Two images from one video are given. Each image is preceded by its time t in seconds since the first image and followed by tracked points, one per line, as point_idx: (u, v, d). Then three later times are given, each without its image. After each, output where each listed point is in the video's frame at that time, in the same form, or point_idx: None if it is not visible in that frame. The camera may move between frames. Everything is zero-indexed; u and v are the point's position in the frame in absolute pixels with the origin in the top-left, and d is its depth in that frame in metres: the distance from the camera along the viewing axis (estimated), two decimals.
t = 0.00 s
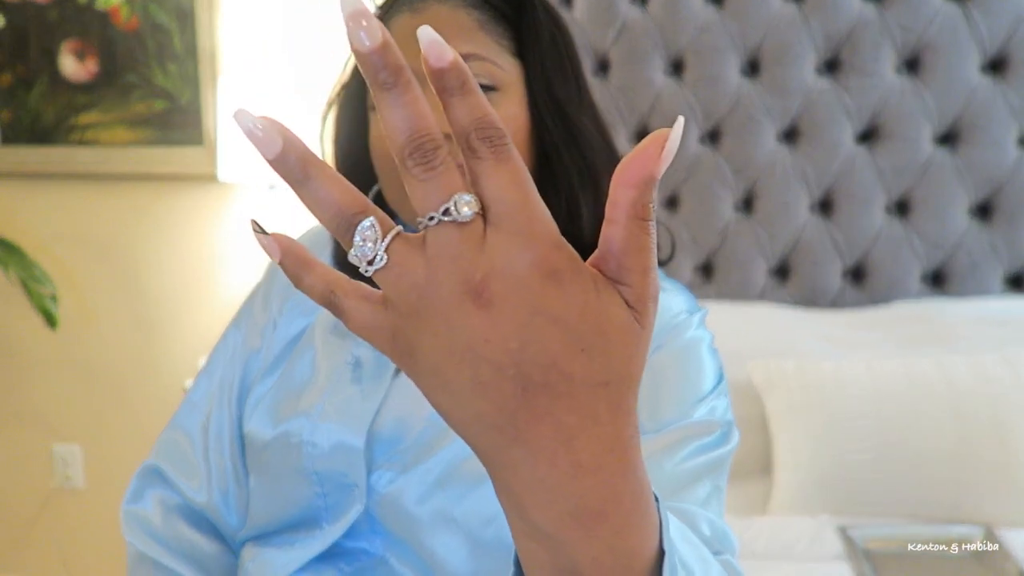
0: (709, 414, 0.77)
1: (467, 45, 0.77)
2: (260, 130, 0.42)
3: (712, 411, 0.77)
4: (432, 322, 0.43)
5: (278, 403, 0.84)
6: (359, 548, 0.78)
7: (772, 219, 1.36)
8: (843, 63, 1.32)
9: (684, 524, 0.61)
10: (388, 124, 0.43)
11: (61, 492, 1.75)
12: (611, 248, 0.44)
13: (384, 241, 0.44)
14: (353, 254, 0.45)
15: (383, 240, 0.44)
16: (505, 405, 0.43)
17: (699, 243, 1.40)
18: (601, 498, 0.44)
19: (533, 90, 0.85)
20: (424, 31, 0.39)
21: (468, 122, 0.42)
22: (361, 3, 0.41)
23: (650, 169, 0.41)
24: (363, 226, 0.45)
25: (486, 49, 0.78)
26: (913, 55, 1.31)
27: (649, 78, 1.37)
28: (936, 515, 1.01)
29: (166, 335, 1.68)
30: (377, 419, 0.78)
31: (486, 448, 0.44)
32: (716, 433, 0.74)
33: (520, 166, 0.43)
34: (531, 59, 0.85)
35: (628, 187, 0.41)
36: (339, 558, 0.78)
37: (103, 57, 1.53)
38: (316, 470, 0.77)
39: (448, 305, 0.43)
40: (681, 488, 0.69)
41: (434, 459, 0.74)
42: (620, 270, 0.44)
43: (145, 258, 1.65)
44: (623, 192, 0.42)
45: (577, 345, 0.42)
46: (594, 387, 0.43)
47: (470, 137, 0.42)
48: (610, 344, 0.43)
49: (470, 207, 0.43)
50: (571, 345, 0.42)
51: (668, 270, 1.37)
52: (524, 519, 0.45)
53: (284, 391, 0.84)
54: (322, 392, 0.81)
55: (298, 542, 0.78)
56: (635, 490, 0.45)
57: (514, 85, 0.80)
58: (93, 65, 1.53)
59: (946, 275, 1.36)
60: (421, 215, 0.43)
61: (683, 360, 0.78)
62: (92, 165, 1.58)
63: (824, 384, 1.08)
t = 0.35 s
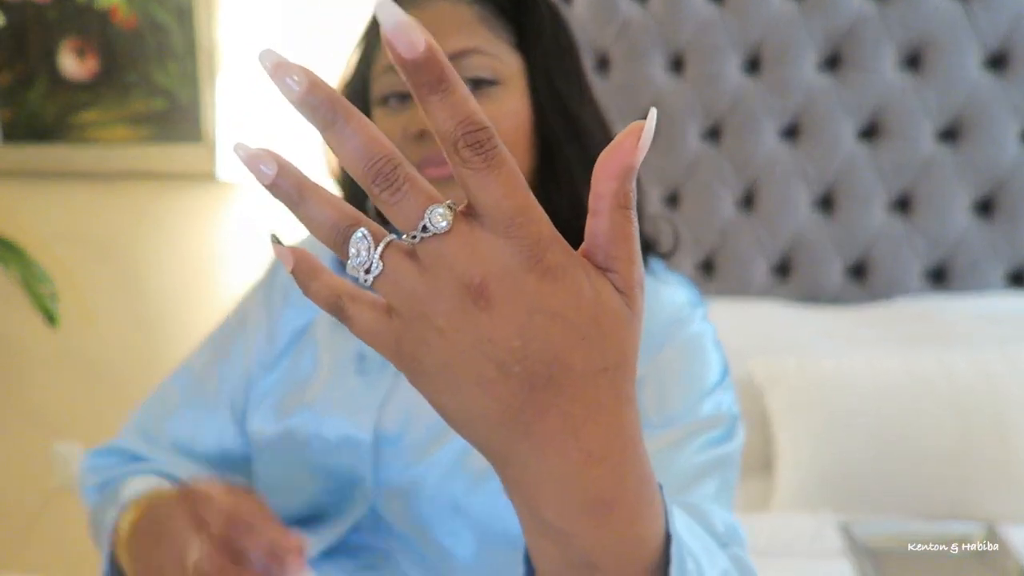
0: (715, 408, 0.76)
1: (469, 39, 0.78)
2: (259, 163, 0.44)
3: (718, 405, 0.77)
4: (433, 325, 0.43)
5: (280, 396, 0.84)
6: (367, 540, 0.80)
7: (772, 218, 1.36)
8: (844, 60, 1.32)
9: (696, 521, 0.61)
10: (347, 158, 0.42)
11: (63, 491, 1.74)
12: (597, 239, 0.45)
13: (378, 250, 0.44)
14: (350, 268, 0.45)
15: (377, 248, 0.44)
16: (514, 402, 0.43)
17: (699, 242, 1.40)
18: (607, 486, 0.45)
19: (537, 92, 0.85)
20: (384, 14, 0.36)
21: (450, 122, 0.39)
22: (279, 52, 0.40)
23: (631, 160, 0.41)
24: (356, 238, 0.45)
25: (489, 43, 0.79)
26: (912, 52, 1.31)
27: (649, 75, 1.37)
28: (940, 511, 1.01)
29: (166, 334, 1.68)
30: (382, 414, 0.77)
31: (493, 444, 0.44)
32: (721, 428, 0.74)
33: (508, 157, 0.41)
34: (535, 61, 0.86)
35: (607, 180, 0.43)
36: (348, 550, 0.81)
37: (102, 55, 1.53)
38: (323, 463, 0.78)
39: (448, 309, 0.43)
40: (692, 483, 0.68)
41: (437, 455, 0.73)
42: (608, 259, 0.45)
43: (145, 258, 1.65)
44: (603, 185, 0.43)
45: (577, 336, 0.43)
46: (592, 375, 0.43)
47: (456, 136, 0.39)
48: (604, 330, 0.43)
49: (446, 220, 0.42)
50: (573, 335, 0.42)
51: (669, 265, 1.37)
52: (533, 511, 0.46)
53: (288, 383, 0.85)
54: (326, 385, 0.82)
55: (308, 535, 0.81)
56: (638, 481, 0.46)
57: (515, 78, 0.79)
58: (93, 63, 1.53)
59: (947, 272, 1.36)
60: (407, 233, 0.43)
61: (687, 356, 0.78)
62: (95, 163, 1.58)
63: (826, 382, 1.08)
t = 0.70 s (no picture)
0: (720, 394, 0.78)
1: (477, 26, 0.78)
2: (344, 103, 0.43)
3: (722, 392, 0.78)
4: (456, 282, 0.43)
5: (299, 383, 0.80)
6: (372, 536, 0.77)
7: (773, 215, 1.36)
8: (844, 57, 1.32)
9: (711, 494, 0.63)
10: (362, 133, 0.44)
11: (62, 486, 1.74)
12: (614, 194, 0.45)
13: (400, 220, 0.44)
14: (375, 241, 0.45)
15: (398, 219, 0.44)
16: (545, 361, 0.42)
17: (699, 238, 1.40)
18: (634, 447, 0.46)
19: (547, 83, 0.85)
20: None
21: (472, 75, 0.41)
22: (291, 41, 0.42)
23: (641, 112, 0.42)
24: (376, 210, 0.45)
25: (497, 33, 0.79)
26: (912, 49, 1.31)
27: (648, 71, 1.37)
28: (938, 506, 1.02)
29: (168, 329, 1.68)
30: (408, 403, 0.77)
31: (524, 404, 0.44)
32: (728, 412, 0.75)
33: (528, 109, 0.42)
34: (543, 49, 0.84)
35: (624, 131, 0.43)
36: (347, 546, 0.76)
37: (102, 51, 1.53)
38: (344, 453, 0.75)
39: (476, 266, 0.42)
40: (704, 459, 0.69)
41: (456, 439, 0.74)
42: (625, 212, 0.45)
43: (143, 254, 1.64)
44: (619, 138, 0.43)
45: (603, 289, 0.42)
46: (615, 327, 0.43)
47: (477, 91, 0.41)
48: (632, 285, 0.43)
49: (466, 175, 0.43)
50: (598, 288, 0.42)
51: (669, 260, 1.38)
52: (561, 471, 0.47)
53: (310, 368, 0.81)
54: (350, 372, 0.79)
55: (312, 527, 0.75)
56: (661, 439, 0.46)
57: (523, 68, 0.80)
58: (93, 59, 1.53)
59: (946, 270, 1.36)
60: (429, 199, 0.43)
61: (691, 345, 0.79)
62: (92, 158, 1.55)
63: (825, 378, 1.07)
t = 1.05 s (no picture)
0: (728, 397, 0.79)
1: (482, 25, 0.75)
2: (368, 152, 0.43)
3: (730, 394, 0.79)
4: (454, 313, 0.41)
5: (312, 381, 0.79)
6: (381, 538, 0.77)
7: (772, 213, 1.36)
8: (843, 54, 1.32)
9: (718, 499, 0.63)
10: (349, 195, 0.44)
11: (62, 483, 1.74)
12: (592, 205, 0.46)
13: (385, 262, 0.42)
14: (365, 289, 0.42)
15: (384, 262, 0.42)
16: (549, 375, 0.42)
17: (699, 236, 1.41)
18: (643, 458, 0.45)
19: (551, 81, 0.83)
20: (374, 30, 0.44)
21: (440, 111, 0.44)
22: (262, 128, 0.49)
23: (604, 123, 0.44)
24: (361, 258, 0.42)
25: (502, 32, 0.77)
26: (912, 46, 1.31)
27: (648, 68, 1.37)
28: (941, 503, 1.03)
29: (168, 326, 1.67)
30: (422, 406, 0.77)
31: (534, 424, 0.43)
32: (734, 415, 0.77)
33: (495, 140, 0.44)
34: (549, 46, 0.84)
35: (591, 142, 0.45)
36: (354, 547, 0.76)
37: (101, 47, 1.52)
38: (358, 452, 0.75)
39: (468, 289, 0.41)
40: (710, 465, 0.69)
41: (467, 443, 0.75)
42: (603, 225, 0.46)
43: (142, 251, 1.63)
44: (589, 149, 0.45)
45: (597, 296, 0.42)
46: (613, 333, 0.43)
47: (446, 127, 0.44)
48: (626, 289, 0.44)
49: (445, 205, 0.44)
50: (588, 296, 0.42)
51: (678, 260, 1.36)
52: (565, 487, 0.46)
53: (323, 364, 0.80)
54: (364, 373, 0.78)
55: (324, 525, 0.75)
56: (670, 445, 0.46)
57: (528, 66, 0.77)
58: (92, 55, 1.53)
59: (946, 268, 1.37)
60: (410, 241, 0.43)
61: (697, 347, 0.80)
62: (91, 154, 1.55)
63: (827, 377, 1.07)
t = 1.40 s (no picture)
0: (730, 401, 0.79)
1: (487, 27, 0.75)
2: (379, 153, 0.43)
3: (732, 399, 0.80)
4: (469, 330, 0.42)
5: (314, 384, 0.79)
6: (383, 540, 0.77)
7: (771, 211, 1.37)
8: (843, 51, 1.32)
9: (723, 512, 0.64)
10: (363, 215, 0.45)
11: (62, 481, 1.74)
12: (608, 221, 0.46)
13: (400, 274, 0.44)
14: (378, 299, 0.44)
15: (397, 273, 0.44)
16: (560, 391, 0.42)
17: (699, 235, 1.40)
18: (652, 480, 0.45)
19: (555, 81, 0.82)
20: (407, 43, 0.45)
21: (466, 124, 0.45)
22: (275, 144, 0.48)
23: (623, 139, 0.44)
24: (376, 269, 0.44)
25: (505, 33, 0.77)
26: (912, 43, 1.31)
27: (648, 66, 1.37)
28: (941, 502, 1.03)
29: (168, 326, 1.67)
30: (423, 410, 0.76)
31: (544, 443, 0.44)
32: (736, 420, 0.77)
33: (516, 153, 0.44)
34: (552, 46, 0.83)
35: (609, 159, 0.44)
36: (357, 549, 0.76)
37: (100, 45, 1.52)
38: (360, 456, 0.75)
39: (484, 305, 0.42)
40: (713, 471, 0.70)
41: (468, 447, 0.75)
42: (621, 237, 0.46)
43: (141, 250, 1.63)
44: (606, 165, 0.45)
45: (611, 314, 0.43)
46: (627, 353, 0.43)
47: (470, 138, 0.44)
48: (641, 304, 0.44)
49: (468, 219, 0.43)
50: (606, 313, 0.43)
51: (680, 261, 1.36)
52: (573, 500, 0.46)
53: (325, 366, 0.80)
54: (366, 376, 0.78)
55: (325, 527, 0.75)
56: (680, 458, 0.46)
57: (532, 68, 0.77)
58: (91, 54, 1.52)
59: (946, 266, 1.37)
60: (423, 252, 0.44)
61: (699, 352, 0.80)
62: (91, 152, 1.55)
63: (827, 376, 1.07)
